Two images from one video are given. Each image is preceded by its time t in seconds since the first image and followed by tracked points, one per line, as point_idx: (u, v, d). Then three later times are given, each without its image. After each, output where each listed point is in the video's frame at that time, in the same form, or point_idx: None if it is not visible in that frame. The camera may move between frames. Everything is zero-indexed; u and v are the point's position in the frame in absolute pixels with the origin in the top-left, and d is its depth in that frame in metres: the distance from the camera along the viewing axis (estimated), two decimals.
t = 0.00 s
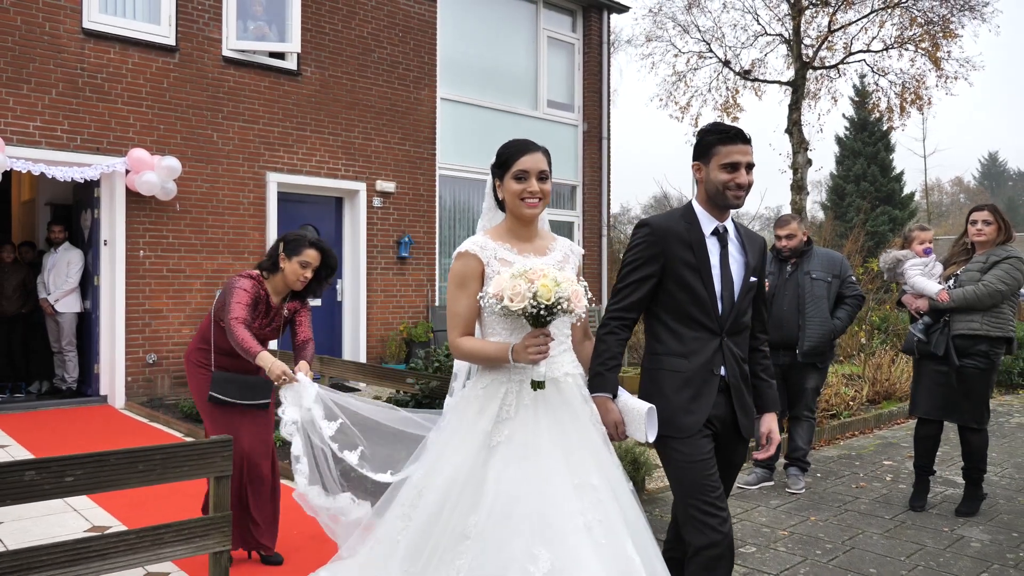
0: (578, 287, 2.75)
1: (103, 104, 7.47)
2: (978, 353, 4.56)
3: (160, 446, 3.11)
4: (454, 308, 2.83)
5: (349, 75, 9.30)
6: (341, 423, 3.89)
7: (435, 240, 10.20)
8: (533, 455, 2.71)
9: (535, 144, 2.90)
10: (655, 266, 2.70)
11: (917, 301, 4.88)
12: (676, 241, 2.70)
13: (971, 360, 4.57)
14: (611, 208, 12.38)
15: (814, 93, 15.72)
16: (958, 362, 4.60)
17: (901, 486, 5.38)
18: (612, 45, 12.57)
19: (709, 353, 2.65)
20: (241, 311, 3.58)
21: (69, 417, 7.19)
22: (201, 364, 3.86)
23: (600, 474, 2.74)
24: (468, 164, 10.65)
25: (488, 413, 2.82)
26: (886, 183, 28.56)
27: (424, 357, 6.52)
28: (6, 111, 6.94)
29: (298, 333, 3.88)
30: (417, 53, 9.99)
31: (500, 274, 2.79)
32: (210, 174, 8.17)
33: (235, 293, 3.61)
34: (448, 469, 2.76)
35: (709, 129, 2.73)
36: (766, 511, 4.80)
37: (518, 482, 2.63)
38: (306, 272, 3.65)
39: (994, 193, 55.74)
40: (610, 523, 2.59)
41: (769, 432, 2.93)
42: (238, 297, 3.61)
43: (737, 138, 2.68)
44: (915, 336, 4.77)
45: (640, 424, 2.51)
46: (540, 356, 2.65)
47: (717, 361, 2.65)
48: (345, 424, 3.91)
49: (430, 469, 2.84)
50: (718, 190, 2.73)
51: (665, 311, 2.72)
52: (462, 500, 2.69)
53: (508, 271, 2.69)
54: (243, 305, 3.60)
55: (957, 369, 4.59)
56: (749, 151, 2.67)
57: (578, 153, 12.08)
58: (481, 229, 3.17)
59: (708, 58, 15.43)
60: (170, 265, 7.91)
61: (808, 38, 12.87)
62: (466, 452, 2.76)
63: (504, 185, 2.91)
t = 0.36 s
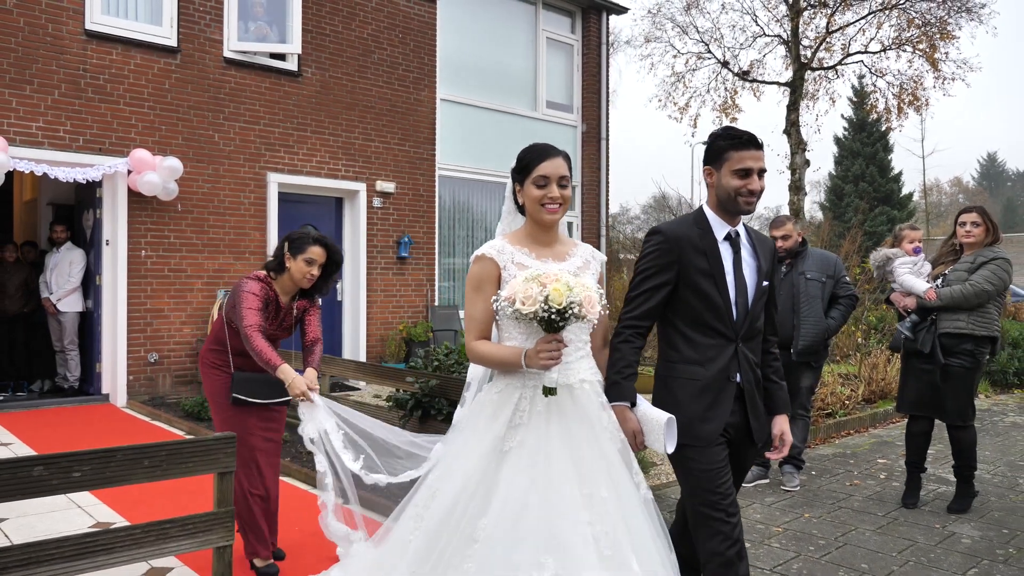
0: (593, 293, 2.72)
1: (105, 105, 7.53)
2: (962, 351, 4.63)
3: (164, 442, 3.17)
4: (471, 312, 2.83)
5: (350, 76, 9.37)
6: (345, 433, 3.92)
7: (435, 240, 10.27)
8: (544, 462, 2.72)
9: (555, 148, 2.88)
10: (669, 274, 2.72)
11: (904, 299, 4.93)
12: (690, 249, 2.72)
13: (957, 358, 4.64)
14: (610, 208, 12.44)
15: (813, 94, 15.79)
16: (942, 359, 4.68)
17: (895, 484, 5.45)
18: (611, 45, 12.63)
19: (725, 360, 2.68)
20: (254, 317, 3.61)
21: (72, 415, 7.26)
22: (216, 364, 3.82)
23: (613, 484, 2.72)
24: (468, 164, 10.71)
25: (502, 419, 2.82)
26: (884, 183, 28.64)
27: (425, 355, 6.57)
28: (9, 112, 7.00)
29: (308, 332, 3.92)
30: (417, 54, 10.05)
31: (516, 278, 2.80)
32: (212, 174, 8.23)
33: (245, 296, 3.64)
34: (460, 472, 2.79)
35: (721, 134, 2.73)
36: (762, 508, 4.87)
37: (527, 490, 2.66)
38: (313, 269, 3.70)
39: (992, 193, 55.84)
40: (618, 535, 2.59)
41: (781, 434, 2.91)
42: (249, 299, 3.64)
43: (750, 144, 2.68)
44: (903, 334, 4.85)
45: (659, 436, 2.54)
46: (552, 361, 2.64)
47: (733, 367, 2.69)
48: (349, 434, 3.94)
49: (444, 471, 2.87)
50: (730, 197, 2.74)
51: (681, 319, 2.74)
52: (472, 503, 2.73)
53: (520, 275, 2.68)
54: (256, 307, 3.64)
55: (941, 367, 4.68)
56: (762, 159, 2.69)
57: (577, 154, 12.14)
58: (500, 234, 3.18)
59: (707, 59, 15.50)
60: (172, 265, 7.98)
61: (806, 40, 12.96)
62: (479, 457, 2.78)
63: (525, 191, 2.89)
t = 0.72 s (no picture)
0: (618, 294, 2.68)
1: (105, 107, 7.59)
2: (946, 352, 4.70)
3: (166, 441, 3.23)
4: (496, 312, 2.79)
5: (348, 78, 9.42)
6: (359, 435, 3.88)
7: (432, 241, 10.33)
8: (564, 472, 2.72)
9: (582, 151, 2.88)
10: (678, 284, 2.73)
11: (891, 300, 5.02)
12: (698, 258, 2.73)
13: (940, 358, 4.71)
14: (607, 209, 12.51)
15: (809, 96, 15.86)
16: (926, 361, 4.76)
17: (886, 483, 5.52)
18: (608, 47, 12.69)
19: (743, 365, 2.70)
20: (264, 324, 3.64)
21: (71, 415, 7.31)
22: (223, 369, 3.87)
23: (629, 495, 2.73)
24: (467, 166, 10.77)
25: (524, 424, 2.78)
26: (881, 184, 28.72)
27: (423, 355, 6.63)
28: (10, 114, 7.05)
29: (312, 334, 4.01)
30: (415, 56, 10.11)
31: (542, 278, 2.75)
32: (211, 175, 8.29)
33: (252, 305, 3.67)
34: (479, 474, 2.78)
35: (741, 144, 2.66)
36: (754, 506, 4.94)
37: (547, 500, 2.68)
38: (314, 275, 3.74)
39: (989, 195, 55.98)
40: (630, 547, 2.63)
41: (795, 417, 2.91)
42: (256, 308, 3.67)
43: (766, 164, 2.62)
44: (887, 335, 4.92)
45: (682, 441, 2.52)
46: (576, 363, 2.58)
47: (751, 371, 2.71)
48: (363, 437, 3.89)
49: (462, 469, 2.85)
50: (733, 215, 2.73)
51: (694, 327, 2.76)
52: (489, 506, 2.74)
53: (544, 276, 2.66)
54: (263, 314, 3.67)
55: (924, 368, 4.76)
56: (774, 180, 2.65)
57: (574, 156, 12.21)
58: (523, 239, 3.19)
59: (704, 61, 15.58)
60: (171, 266, 8.03)
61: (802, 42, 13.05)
62: (498, 461, 2.76)
63: (552, 193, 2.88)
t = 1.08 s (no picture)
0: (638, 299, 2.59)
1: (99, 109, 7.61)
2: (925, 354, 4.78)
3: (162, 443, 3.27)
4: (509, 316, 2.69)
5: (343, 80, 9.47)
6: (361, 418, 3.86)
7: (426, 242, 10.38)
8: (581, 477, 2.59)
9: (599, 153, 2.78)
10: (690, 286, 2.67)
11: (873, 303, 5.12)
12: (709, 260, 2.68)
13: (920, 361, 4.79)
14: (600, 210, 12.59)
15: (802, 98, 15.98)
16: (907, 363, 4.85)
17: (874, 483, 5.59)
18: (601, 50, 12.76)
19: (755, 369, 2.64)
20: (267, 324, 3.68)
21: (64, 416, 7.33)
22: (222, 371, 3.93)
23: (644, 502, 2.63)
24: (461, 168, 10.82)
25: (538, 428, 2.66)
26: (874, 185, 28.88)
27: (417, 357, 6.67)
28: (4, 116, 7.08)
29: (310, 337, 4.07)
30: (409, 58, 10.16)
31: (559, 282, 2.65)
32: (205, 178, 8.32)
33: (253, 307, 3.72)
34: (492, 480, 2.64)
35: (752, 152, 2.58)
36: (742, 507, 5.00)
37: (564, 506, 2.54)
38: (312, 281, 3.78)
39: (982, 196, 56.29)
40: (648, 556, 2.51)
41: (813, 424, 2.84)
42: (258, 310, 3.71)
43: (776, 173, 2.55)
44: (870, 337, 5.01)
45: (695, 447, 2.43)
46: (594, 370, 2.49)
47: (763, 375, 2.65)
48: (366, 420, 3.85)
49: (473, 475, 2.71)
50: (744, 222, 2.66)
51: (704, 330, 2.69)
52: (502, 514, 2.60)
53: (564, 279, 2.56)
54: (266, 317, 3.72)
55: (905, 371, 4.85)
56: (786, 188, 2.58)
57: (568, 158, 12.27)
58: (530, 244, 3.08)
59: (697, 63, 15.69)
60: (164, 268, 8.05)
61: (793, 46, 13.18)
62: (512, 467, 2.63)
63: (568, 195, 2.78)
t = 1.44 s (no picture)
0: (640, 300, 2.63)
1: (90, 111, 7.62)
2: (903, 355, 4.87)
3: (152, 444, 3.30)
4: (509, 318, 2.70)
5: (334, 82, 9.50)
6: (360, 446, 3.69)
7: (417, 243, 10.42)
8: (586, 477, 2.58)
9: (603, 154, 2.80)
10: (695, 288, 2.70)
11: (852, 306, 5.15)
12: (716, 263, 2.70)
13: (898, 361, 4.87)
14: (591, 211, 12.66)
15: (791, 100, 16.07)
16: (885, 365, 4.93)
17: (857, 482, 5.67)
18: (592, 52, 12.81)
19: (757, 373, 2.65)
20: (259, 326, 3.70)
21: (54, 418, 7.34)
22: (211, 373, 3.94)
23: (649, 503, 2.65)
24: (452, 170, 10.87)
25: (540, 432, 2.66)
26: (864, 186, 29.05)
27: (407, 357, 6.71)
28: None
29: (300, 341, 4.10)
30: (400, 60, 10.19)
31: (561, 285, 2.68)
32: (196, 179, 8.33)
33: (246, 309, 3.74)
34: (496, 487, 2.63)
35: (767, 155, 2.60)
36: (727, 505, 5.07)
37: (572, 505, 2.52)
38: (306, 283, 3.82)
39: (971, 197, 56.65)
40: (658, 556, 2.51)
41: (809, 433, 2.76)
42: (251, 311, 3.74)
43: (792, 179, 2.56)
44: (849, 339, 5.06)
45: (692, 451, 2.49)
46: (597, 373, 2.52)
47: (765, 379, 2.65)
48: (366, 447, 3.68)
49: (476, 485, 2.70)
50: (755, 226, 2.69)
51: (707, 333, 2.72)
52: (508, 521, 2.59)
53: (566, 282, 2.58)
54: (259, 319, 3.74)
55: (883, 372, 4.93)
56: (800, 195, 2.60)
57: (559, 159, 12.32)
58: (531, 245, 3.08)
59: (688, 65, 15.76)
60: (155, 269, 8.06)
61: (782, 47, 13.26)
62: (515, 472, 2.62)
63: (571, 196, 2.80)
